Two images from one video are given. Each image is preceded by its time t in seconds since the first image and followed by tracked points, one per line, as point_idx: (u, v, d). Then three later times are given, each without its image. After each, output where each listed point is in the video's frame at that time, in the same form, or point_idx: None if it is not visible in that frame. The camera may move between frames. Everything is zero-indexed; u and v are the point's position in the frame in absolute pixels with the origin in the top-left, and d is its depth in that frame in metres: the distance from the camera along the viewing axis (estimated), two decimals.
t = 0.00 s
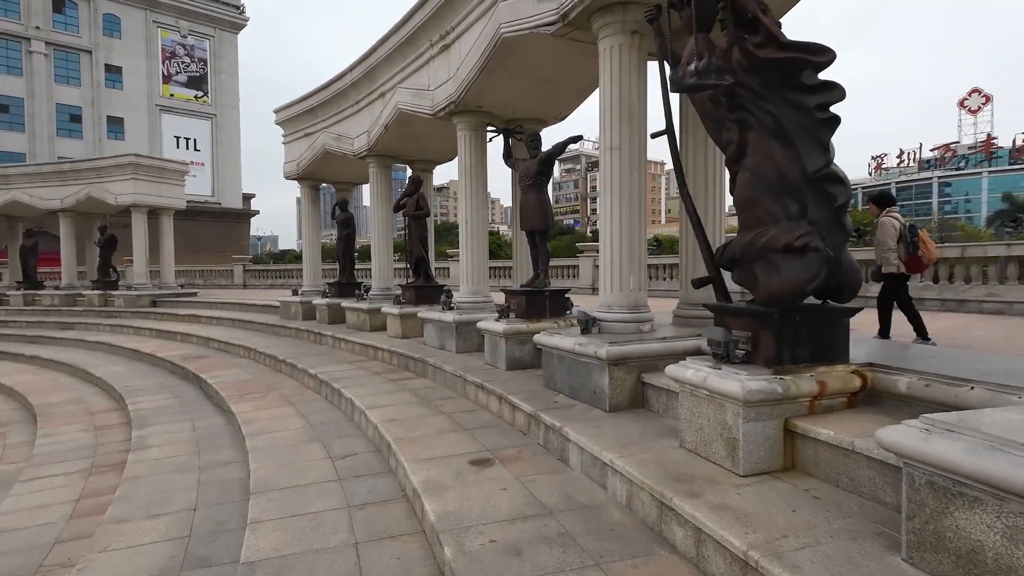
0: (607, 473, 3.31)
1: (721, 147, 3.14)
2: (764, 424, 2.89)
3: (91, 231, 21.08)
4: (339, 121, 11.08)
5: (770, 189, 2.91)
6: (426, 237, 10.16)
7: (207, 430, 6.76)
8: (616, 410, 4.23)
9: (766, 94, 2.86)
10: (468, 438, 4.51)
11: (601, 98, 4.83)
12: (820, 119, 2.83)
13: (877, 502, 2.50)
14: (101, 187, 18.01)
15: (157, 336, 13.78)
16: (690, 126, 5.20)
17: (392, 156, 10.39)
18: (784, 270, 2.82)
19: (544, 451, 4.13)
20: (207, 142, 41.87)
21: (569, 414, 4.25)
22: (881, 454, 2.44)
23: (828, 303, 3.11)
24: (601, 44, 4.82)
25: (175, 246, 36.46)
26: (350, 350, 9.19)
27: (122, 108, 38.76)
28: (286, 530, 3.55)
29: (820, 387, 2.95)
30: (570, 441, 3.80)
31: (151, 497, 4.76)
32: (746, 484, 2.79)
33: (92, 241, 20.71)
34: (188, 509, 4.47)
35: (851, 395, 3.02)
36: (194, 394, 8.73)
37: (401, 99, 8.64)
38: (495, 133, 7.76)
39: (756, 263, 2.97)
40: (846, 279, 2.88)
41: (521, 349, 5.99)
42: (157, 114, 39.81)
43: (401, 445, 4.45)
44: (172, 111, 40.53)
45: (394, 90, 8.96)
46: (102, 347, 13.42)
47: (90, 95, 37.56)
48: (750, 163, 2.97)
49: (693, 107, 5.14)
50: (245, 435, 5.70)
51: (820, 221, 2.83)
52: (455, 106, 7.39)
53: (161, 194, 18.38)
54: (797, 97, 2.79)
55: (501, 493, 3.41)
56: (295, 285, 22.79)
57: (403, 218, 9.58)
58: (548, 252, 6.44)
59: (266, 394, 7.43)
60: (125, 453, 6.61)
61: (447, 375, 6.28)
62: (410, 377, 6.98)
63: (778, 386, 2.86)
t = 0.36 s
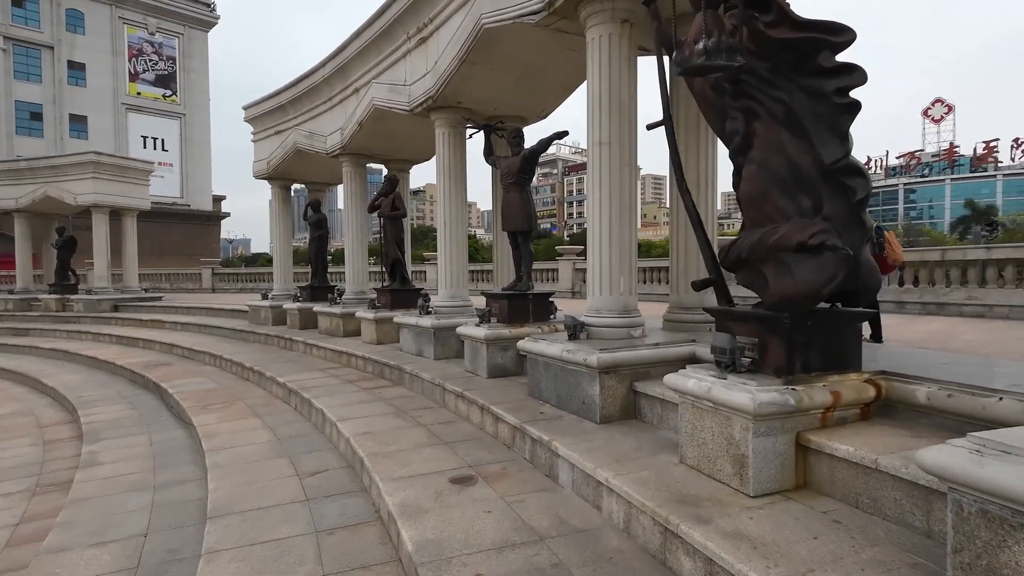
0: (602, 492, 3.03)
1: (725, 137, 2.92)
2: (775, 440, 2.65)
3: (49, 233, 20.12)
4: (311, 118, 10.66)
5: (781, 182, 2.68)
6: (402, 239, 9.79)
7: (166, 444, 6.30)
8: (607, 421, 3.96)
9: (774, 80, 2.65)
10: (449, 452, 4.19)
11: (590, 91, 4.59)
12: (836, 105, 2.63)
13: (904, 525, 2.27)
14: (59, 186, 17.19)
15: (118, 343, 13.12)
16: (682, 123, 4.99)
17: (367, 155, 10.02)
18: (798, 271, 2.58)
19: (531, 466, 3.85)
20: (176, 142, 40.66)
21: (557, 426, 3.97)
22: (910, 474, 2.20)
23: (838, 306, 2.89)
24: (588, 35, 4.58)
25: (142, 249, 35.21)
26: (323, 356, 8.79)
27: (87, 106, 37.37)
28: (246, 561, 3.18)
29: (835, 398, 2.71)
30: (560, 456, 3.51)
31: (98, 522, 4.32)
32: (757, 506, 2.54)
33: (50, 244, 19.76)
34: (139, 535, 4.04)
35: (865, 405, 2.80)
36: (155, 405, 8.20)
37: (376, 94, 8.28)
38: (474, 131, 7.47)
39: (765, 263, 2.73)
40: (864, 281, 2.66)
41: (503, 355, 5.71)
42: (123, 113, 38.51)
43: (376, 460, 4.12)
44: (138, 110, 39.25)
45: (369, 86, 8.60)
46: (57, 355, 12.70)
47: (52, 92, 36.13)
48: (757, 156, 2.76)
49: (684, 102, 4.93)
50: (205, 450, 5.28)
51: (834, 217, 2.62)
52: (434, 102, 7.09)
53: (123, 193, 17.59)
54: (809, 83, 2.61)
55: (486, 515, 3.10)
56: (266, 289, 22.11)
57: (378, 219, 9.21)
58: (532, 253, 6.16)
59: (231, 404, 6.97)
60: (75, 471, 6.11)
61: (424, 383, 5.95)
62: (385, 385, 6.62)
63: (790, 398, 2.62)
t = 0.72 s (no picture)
0: (608, 522, 2.70)
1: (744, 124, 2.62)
2: (804, 465, 2.34)
3: (14, 233, 19.26)
4: (288, 113, 10.21)
5: (809, 173, 2.38)
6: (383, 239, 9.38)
7: (127, 459, 5.83)
8: (607, 437, 3.63)
9: (802, 57, 2.35)
10: (434, 471, 3.84)
11: (585, 79, 4.27)
12: (874, 85, 2.33)
13: (961, 567, 1.98)
14: (23, 183, 16.44)
15: (84, 348, 12.49)
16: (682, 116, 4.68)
17: (346, 151, 9.61)
18: (832, 273, 2.28)
19: (524, 487, 3.51)
20: (150, 140, 39.57)
21: (553, 442, 3.64)
22: (969, 510, 1.91)
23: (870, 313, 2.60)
24: (583, 19, 4.27)
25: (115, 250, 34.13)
26: (299, 362, 8.35)
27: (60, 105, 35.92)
28: None
29: (869, 417, 2.41)
30: (557, 478, 3.17)
31: (42, 552, 3.87)
32: (788, 542, 2.23)
33: (14, 244, 18.91)
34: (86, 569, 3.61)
35: (899, 423, 2.51)
36: (118, 416, 7.69)
37: (355, 86, 7.87)
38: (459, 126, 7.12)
39: (793, 264, 2.42)
40: (907, 285, 2.35)
41: (490, 363, 5.37)
42: (96, 110, 37.36)
43: (353, 481, 3.74)
44: (112, 107, 38.13)
45: (349, 78, 8.18)
46: (17, 361, 12.02)
47: (20, 87, 34.87)
48: (782, 144, 2.45)
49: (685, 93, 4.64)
50: (167, 468, 4.84)
51: (873, 212, 2.32)
52: (416, 94, 6.72)
53: (92, 191, 16.87)
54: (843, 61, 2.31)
55: (477, 549, 2.75)
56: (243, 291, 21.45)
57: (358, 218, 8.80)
58: (521, 254, 5.82)
59: (199, 415, 6.51)
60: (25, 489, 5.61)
61: (407, 393, 5.58)
62: (365, 394, 6.23)
63: (823, 418, 2.31)
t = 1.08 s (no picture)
0: (636, 545, 2.39)
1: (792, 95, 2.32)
2: (867, 482, 2.04)
3: None
4: (276, 102, 9.80)
5: (873, 146, 2.08)
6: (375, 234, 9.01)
7: (102, 467, 5.44)
8: (625, 445, 3.33)
9: (867, 13, 2.04)
10: (435, 483, 3.50)
11: (597, 56, 3.94)
12: (951, 46, 2.02)
13: None
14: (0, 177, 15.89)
15: (63, 348, 12.00)
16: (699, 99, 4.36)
17: (337, 142, 9.23)
18: (901, 260, 1.97)
19: (535, 501, 3.19)
20: (136, 135, 38.78)
21: (565, 450, 3.32)
22: None
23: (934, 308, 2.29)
24: None
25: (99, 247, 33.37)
26: (288, 363, 7.98)
27: (42, 99, 35.03)
28: None
29: (939, 426, 2.11)
30: (574, 492, 2.85)
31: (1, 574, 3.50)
32: (853, 573, 1.93)
33: None
34: None
35: (968, 433, 2.21)
36: (95, 419, 7.27)
37: (346, 73, 7.48)
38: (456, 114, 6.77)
39: (851, 252, 2.12)
40: (988, 275, 2.05)
41: (491, 364, 5.04)
42: (79, 104, 36.51)
43: (347, 494, 3.41)
44: (96, 101, 37.30)
45: (339, 65, 7.80)
46: None
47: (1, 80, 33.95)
48: (839, 115, 2.14)
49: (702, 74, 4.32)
50: (144, 478, 4.48)
51: (949, 191, 2.01)
52: (411, 79, 6.36)
53: (72, 186, 16.30)
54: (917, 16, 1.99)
55: None
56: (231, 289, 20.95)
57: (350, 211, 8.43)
58: (524, 248, 5.50)
59: (181, 419, 6.13)
60: None
61: (402, 395, 5.24)
62: (357, 396, 5.88)
63: (891, 429, 2.01)
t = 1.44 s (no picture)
0: None
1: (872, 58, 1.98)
2: (972, 517, 1.71)
3: None
4: (274, 91, 9.44)
5: (980, 114, 1.75)
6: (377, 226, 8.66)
7: (90, 473, 5.12)
8: (659, 458, 3.01)
9: None
10: (449, 499, 3.18)
11: (625, 28, 3.59)
12: None
13: None
14: None
15: (57, 345, 11.68)
16: (731, 76, 4.01)
17: (337, 132, 8.87)
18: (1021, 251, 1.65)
19: (560, 521, 2.87)
20: (133, 129, 38.31)
21: (594, 464, 3.00)
22: None
23: None
24: None
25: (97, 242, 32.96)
26: (287, 361, 7.66)
27: (38, 92, 34.55)
28: None
29: None
30: (608, 515, 2.52)
31: None
32: None
33: None
34: None
35: None
36: (85, 422, 6.94)
37: (346, 58, 7.12)
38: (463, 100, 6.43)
39: (951, 243, 1.80)
40: None
41: (504, 365, 4.72)
42: (76, 98, 36.02)
43: (352, 511, 3.08)
44: (93, 94, 36.82)
45: (339, 50, 7.44)
46: None
47: None
48: (936, 78, 1.81)
49: (737, 50, 3.97)
50: (132, 488, 4.15)
51: None
52: (416, 62, 6.00)
53: (66, 179, 15.94)
54: None
55: None
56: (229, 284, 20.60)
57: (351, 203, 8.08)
58: (537, 241, 5.17)
59: (173, 423, 5.81)
60: None
61: (408, 398, 4.91)
62: (360, 398, 5.56)
63: (1004, 453, 1.68)
